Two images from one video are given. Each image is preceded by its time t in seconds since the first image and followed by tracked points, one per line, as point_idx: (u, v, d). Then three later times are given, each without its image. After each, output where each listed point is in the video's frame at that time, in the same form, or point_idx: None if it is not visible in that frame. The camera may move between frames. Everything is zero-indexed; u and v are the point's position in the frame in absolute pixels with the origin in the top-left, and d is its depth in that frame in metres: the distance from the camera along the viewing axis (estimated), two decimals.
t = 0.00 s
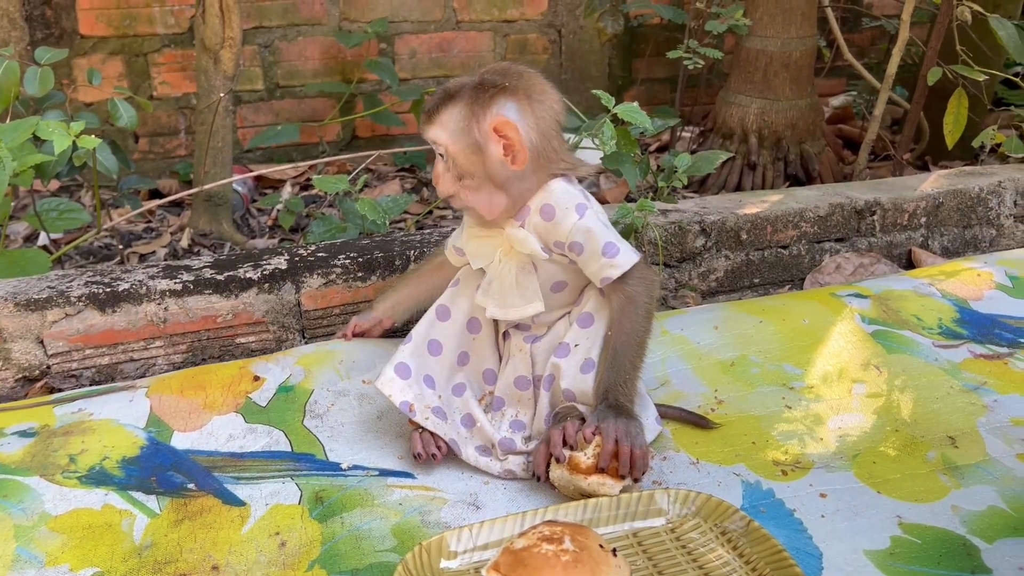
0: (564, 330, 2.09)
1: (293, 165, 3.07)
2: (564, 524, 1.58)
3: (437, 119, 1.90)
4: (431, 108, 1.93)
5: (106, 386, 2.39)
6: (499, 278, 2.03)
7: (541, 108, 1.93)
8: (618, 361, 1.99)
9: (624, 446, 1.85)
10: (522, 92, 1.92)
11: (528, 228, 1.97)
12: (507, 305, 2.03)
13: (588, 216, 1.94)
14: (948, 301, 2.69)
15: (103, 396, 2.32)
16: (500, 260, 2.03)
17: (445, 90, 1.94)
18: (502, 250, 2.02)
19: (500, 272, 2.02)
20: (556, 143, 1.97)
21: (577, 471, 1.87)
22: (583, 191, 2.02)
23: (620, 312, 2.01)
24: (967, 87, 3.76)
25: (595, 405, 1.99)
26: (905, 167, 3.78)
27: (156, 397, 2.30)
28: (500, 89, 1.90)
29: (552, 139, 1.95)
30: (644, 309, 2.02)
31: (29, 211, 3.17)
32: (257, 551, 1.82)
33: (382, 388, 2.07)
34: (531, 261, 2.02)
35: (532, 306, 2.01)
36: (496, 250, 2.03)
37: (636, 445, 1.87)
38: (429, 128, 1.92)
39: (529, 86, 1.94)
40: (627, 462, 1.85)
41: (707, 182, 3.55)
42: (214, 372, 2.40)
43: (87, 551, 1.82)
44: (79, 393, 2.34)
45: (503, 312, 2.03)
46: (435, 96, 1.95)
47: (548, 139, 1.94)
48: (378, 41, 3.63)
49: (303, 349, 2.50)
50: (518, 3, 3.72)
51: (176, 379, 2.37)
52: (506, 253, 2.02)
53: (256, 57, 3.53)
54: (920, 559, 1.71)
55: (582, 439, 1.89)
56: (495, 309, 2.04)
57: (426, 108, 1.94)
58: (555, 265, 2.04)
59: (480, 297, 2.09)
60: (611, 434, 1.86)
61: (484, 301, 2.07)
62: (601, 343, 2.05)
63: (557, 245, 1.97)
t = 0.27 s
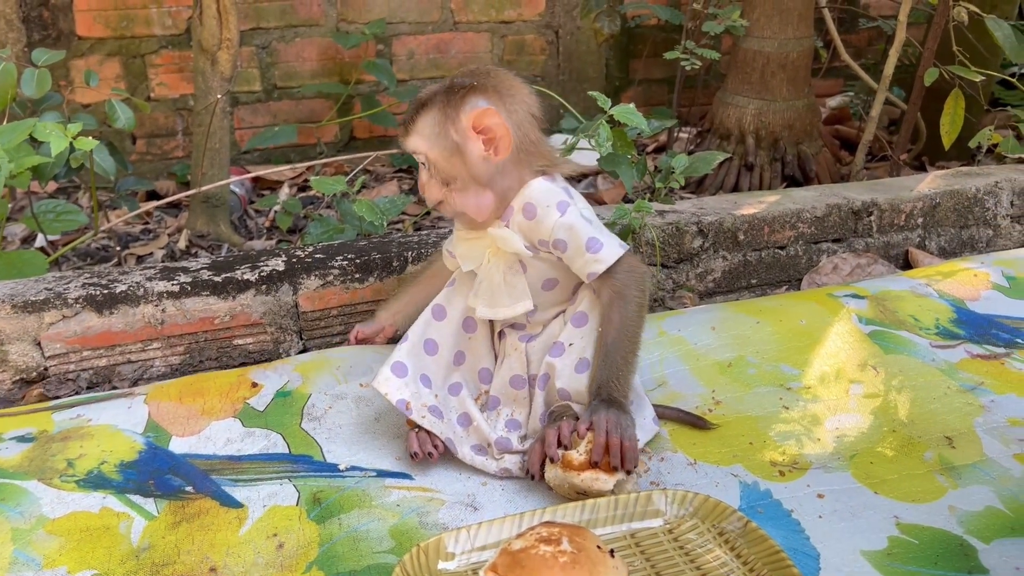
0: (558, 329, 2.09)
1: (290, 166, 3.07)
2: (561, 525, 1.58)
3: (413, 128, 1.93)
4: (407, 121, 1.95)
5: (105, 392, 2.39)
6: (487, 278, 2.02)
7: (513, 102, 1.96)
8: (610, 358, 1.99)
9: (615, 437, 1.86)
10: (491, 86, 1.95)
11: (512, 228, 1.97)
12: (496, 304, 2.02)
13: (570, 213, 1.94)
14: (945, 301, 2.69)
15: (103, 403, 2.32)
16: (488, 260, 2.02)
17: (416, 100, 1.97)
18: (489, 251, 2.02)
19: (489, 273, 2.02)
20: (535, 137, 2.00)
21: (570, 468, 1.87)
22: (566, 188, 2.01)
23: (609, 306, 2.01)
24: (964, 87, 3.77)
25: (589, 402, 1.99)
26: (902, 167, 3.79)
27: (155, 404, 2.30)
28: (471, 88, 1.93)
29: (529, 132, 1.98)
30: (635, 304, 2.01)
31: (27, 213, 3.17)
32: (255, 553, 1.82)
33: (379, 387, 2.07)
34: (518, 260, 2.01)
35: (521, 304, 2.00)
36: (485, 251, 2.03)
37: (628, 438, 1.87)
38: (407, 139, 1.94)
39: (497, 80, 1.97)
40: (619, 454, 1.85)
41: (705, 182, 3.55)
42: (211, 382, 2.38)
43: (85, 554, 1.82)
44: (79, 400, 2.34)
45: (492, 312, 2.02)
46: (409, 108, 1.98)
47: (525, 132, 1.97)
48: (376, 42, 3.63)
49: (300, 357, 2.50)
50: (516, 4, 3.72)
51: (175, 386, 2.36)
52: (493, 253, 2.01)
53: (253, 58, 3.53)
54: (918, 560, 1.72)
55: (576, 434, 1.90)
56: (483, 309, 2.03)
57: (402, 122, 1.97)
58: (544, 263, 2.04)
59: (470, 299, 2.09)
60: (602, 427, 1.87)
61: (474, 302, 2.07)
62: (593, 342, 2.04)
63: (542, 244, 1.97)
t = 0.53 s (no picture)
0: (561, 332, 2.09)
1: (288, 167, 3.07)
2: (560, 527, 1.58)
3: (432, 128, 1.92)
4: (425, 121, 1.95)
5: (104, 398, 2.39)
6: (496, 282, 2.03)
7: (532, 104, 1.95)
8: (616, 364, 1.99)
9: (622, 442, 1.86)
10: (511, 89, 1.94)
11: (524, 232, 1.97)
12: (503, 307, 2.03)
13: (584, 219, 1.94)
14: (943, 302, 2.70)
15: (103, 408, 2.32)
16: (496, 263, 2.03)
17: (435, 101, 1.96)
18: (499, 254, 2.02)
19: (497, 276, 2.03)
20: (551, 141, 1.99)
21: (575, 472, 1.87)
22: (579, 194, 2.01)
23: (619, 313, 2.01)
24: (962, 88, 3.77)
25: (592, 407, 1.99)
26: (900, 167, 3.79)
27: (154, 410, 2.30)
28: (490, 89, 1.92)
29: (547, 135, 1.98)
30: (644, 312, 2.02)
31: (24, 215, 3.17)
32: (254, 556, 1.82)
33: (381, 391, 2.05)
34: (528, 265, 2.03)
35: (527, 309, 2.01)
36: (492, 254, 2.03)
37: (634, 443, 1.87)
38: (425, 139, 1.94)
39: (517, 83, 1.96)
40: (625, 460, 1.85)
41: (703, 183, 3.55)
42: (209, 390, 2.38)
43: (83, 557, 1.81)
44: (78, 405, 2.34)
45: (499, 315, 2.02)
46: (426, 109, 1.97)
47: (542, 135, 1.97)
48: (374, 44, 3.63)
49: (299, 365, 2.51)
50: (513, 5, 3.72)
51: (174, 393, 2.36)
52: (503, 256, 2.02)
53: (251, 59, 3.53)
54: (916, 561, 1.72)
55: (581, 437, 1.90)
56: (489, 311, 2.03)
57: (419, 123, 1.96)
58: (553, 268, 2.04)
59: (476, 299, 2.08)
60: (609, 432, 1.87)
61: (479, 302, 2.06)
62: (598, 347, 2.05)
63: (554, 250, 1.97)
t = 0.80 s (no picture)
0: (563, 332, 2.10)
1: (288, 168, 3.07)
2: (561, 528, 1.58)
3: (471, 131, 1.83)
4: (458, 123, 1.84)
5: (104, 400, 2.39)
6: (501, 283, 2.04)
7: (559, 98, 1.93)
8: (618, 367, 2.01)
9: (622, 447, 1.87)
10: (543, 84, 1.91)
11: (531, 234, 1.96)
12: (508, 310, 2.04)
13: (592, 221, 1.95)
14: (943, 302, 2.70)
15: (102, 409, 2.32)
16: (500, 265, 2.03)
17: (460, 100, 1.87)
18: (503, 256, 2.02)
19: (502, 277, 2.03)
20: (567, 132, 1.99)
21: (575, 474, 1.87)
22: (584, 195, 2.02)
23: (623, 317, 2.02)
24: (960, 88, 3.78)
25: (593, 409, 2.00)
26: (898, 168, 3.79)
27: (154, 411, 2.30)
28: (527, 87, 1.88)
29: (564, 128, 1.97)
30: (646, 317, 2.03)
31: (24, 216, 3.16)
32: (254, 557, 1.82)
33: (382, 393, 2.05)
34: (533, 265, 2.03)
35: (532, 310, 2.02)
36: (497, 255, 2.03)
37: (635, 446, 1.88)
38: (462, 143, 1.83)
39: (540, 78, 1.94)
40: (626, 464, 1.86)
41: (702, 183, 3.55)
42: (209, 390, 2.38)
43: (83, 558, 1.81)
44: (77, 406, 2.34)
45: (503, 316, 2.04)
46: (452, 109, 1.87)
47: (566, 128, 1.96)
48: (373, 44, 3.64)
49: (299, 366, 2.51)
50: (512, 6, 3.72)
51: (174, 394, 2.36)
52: (507, 259, 2.02)
53: (251, 60, 3.53)
54: (916, 561, 1.72)
55: (581, 440, 1.90)
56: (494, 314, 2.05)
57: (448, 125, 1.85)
58: (557, 270, 2.04)
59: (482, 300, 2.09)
60: (610, 436, 1.88)
61: (486, 305, 2.08)
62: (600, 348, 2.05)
63: (561, 252, 1.97)
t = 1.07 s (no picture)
0: (558, 333, 2.10)
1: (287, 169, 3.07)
2: (560, 528, 1.58)
3: (536, 129, 1.85)
4: (519, 123, 1.84)
5: (104, 400, 2.39)
6: (498, 292, 2.03)
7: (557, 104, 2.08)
8: (615, 370, 2.03)
9: (621, 447, 1.88)
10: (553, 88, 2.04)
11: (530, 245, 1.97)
12: (508, 318, 2.04)
13: (592, 226, 1.98)
14: (942, 302, 2.70)
15: (102, 410, 2.32)
16: (498, 274, 2.02)
17: (503, 101, 1.87)
18: (499, 265, 2.01)
19: (499, 285, 2.02)
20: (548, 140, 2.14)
21: (573, 475, 1.87)
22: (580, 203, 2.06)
23: (621, 321, 2.04)
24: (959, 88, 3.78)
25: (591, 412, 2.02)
26: (897, 167, 3.79)
27: (153, 411, 2.30)
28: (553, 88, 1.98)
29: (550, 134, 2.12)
30: (643, 320, 2.06)
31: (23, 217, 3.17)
32: (254, 557, 1.82)
33: (380, 397, 2.05)
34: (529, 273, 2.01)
35: (532, 318, 2.03)
36: (493, 264, 2.02)
37: (634, 446, 1.90)
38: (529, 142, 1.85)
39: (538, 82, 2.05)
40: (624, 464, 1.87)
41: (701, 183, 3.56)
42: (208, 391, 2.38)
43: (83, 559, 1.82)
44: (77, 407, 2.34)
45: (503, 325, 2.04)
46: (495, 109, 1.85)
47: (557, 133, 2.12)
48: (372, 45, 3.64)
49: (298, 367, 2.51)
50: (512, 6, 3.73)
51: (173, 394, 2.37)
52: (504, 267, 2.01)
53: (250, 61, 3.53)
54: (915, 560, 1.72)
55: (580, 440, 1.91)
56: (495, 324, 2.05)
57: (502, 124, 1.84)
58: (555, 276, 2.05)
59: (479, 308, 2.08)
60: (608, 436, 1.90)
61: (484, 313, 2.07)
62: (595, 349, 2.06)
63: (562, 258, 1.97)
